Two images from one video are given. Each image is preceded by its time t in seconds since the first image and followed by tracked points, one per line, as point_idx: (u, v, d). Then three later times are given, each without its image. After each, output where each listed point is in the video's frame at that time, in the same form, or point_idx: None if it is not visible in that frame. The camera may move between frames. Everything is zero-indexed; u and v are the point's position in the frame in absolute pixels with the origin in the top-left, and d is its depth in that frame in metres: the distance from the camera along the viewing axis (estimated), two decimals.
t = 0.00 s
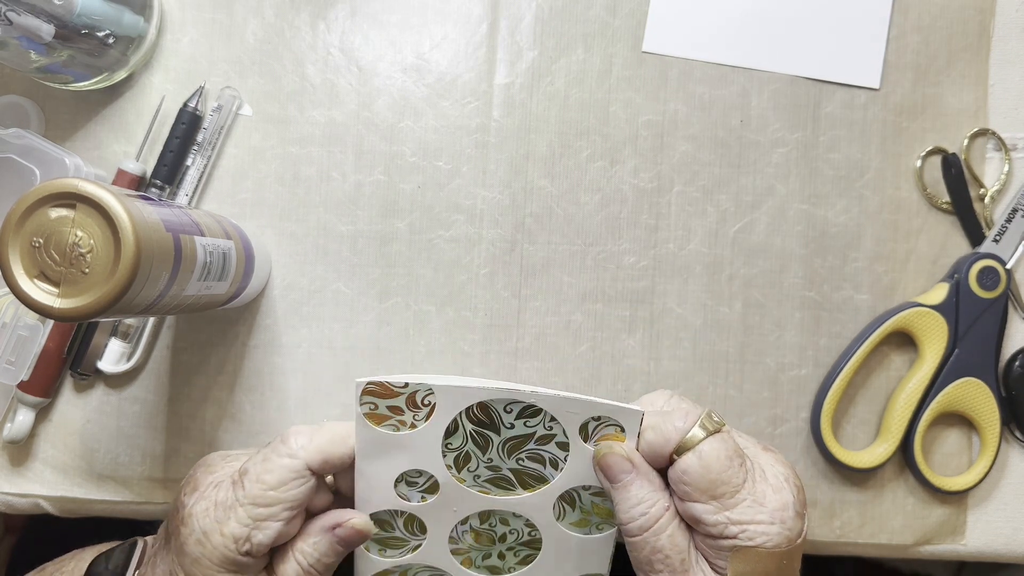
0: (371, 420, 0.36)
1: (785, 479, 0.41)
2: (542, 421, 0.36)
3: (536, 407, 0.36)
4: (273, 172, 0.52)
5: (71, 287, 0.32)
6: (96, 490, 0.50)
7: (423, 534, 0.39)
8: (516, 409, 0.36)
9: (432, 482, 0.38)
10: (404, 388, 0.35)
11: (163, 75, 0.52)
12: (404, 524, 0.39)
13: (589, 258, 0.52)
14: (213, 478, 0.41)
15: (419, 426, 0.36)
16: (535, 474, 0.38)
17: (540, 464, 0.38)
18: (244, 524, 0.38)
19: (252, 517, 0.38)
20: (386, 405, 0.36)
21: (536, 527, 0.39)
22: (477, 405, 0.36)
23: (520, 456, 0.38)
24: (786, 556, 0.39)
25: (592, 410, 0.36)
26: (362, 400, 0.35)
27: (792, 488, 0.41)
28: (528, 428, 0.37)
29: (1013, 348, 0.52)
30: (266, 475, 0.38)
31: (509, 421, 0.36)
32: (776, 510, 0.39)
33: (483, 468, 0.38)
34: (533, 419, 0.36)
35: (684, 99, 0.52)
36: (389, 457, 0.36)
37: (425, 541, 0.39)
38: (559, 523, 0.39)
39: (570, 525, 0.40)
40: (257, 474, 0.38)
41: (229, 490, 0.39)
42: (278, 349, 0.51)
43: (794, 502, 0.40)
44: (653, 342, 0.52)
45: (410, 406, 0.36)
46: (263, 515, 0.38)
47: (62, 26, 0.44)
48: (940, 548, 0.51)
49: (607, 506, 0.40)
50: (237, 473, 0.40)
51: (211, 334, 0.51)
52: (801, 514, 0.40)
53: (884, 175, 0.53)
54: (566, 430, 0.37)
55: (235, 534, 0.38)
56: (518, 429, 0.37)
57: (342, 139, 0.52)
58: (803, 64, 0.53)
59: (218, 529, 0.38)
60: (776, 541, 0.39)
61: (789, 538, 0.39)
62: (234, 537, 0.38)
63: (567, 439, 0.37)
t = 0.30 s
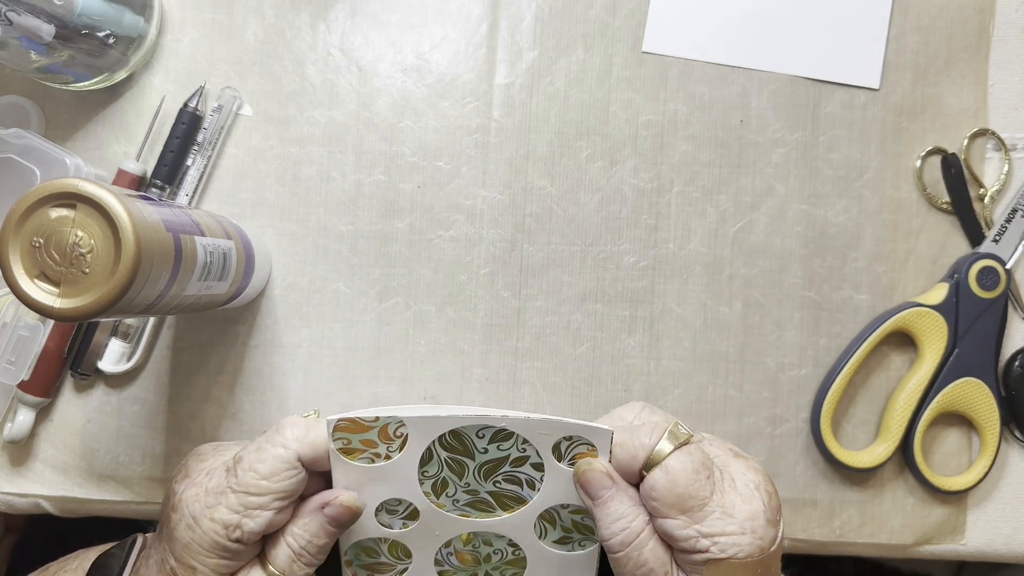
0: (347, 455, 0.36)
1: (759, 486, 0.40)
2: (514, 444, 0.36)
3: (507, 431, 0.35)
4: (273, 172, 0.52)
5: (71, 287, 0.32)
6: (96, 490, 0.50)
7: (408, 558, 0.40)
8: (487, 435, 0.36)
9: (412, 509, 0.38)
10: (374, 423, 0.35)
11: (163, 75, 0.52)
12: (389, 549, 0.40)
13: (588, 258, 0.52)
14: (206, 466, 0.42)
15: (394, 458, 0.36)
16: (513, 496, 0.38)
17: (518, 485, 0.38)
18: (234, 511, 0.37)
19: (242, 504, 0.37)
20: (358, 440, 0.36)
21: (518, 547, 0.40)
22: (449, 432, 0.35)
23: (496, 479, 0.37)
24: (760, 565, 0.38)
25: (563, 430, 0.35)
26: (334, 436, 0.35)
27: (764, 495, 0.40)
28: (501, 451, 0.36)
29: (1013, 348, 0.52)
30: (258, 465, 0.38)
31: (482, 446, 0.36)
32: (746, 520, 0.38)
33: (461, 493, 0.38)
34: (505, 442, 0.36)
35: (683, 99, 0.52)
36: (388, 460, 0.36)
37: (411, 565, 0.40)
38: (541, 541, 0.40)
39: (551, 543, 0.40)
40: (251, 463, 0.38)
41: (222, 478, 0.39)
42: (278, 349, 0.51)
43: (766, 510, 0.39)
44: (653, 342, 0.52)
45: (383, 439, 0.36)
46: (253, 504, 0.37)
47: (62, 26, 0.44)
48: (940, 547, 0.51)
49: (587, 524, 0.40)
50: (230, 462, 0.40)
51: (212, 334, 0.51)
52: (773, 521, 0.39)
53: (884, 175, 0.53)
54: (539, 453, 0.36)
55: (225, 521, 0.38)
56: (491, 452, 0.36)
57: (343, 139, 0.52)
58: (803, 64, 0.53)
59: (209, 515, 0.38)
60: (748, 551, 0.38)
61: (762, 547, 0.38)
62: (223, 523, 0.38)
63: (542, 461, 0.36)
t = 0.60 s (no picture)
0: (342, 462, 0.36)
1: (756, 481, 0.40)
2: (511, 450, 0.35)
3: (503, 438, 0.34)
4: (273, 172, 0.52)
5: (71, 287, 0.32)
6: (96, 490, 0.50)
7: (407, 559, 0.40)
8: (483, 442, 0.35)
9: (409, 512, 0.38)
10: (370, 432, 0.34)
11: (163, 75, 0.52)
12: (389, 550, 0.40)
13: (588, 258, 0.52)
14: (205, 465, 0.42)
15: (390, 463, 0.36)
16: (511, 501, 0.38)
17: (515, 491, 0.37)
18: (233, 511, 0.38)
19: (241, 504, 0.37)
20: (354, 447, 0.35)
21: (517, 551, 0.40)
22: (446, 439, 0.35)
23: (494, 484, 0.37)
24: (761, 560, 0.38)
25: (562, 437, 0.34)
26: (329, 445, 0.35)
27: (760, 490, 0.40)
28: (497, 457, 0.36)
29: (1013, 348, 0.52)
30: (258, 466, 0.38)
31: (479, 452, 0.35)
32: (746, 516, 0.39)
33: (459, 498, 0.38)
34: (501, 449, 0.35)
35: (684, 99, 0.52)
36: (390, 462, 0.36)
37: (411, 566, 0.40)
38: (540, 546, 0.39)
39: (551, 548, 0.40)
40: (252, 465, 0.38)
41: (221, 477, 0.39)
42: (278, 349, 0.51)
43: (764, 505, 0.39)
44: (653, 342, 0.52)
45: (379, 447, 0.35)
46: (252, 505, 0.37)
47: (62, 26, 0.44)
48: (940, 547, 0.51)
49: (585, 530, 0.39)
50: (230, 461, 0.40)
51: (212, 334, 0.51)
52: (772, 515, 0.40)
53: (884, 175, 0.53)
54: (536, 458, 0.36)
55: (224, 521, 0.38)
56: (488, 458, 0.36)
57: (343, 139, 0.52)
58: (803, 64, 0.53)
59: (208, 513, 0.38)
60: (749, 546, 0.38)
61: (762, 542, 0.38)
62: (223, 523, 0.38)
63: (539, 466, 0.36)
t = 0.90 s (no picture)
0: (343, 462, 0.36)
1: (755, 479, 0.41)
2: (511, 450, 0.35)
3: (504, 439, 0.34)
4: (273, 172, 0.52)
5: (71, 287, 0.32)
6: (96, 489, 0.50)
7: (409, 560, 0.40)
8: (483, 443, 0.35)
9: (410, 511, 0.38)
10: (370, 434, 0.34)
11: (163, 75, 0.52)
12: (390, 550, 0.40)
13: (588, 258, 0.52)
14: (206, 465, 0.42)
15: (391, 464, 0.36)
16: (512, 502, 0.38)
17: (516, 492, 0.37)
18: (235, 511, 0.38)
19: (243, 504, 0.37)
20: (355, 449, 0.35)
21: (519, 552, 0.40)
22: (446, 440, 0.35)
23: (494, 484, 0.37)
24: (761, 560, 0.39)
25: (562, 437, 0.34)
26: (330, 446, 0.35)
27: (760, 488, 0.41)
28: (497, 457, 0.36)
29: (1013, 348, 0.52)
30: (260, 467, 0.37)
31: (479, 453, 0.35)
32: (746, 514, 0.39)
33: (459, 498, 0.38)
34: (501, 449, 0.35)
35: (684, 99, 0.52)
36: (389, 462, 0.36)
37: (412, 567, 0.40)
38: (541, 548, 0.39)
39: (553, 550, 0.40)
40: (254, 466, 0.38)
41: (223, 478, 0.39)
42: (278, 349, 0.51)
43: (764, 504, 0.40)
44: (653, 342, 0.52)
45: (379, 448, 0.35)
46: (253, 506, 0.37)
47: (62, 26, 0.44)
48: (940, 548, 0.51)
49: (587, 531, 0.39)
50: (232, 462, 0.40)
51: (212, 334, 0.51)
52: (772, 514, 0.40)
53: (884, 175, 0.53)
54: (536, 458, 0.36)
55: (226, 521, 0.38)
56: (488, 458, 0.36)
57: (343, 140, 0.52)
58: (803, 64, 0.53)
59: (209, 514, 0.38)
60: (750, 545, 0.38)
61: (762, 539, 0.39)
62: (225, 523, 0.38)
63: (540, 466, 0.36)
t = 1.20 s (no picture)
0: (330, 444, 0.36)
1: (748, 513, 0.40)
2: (498, 449, 0.35)
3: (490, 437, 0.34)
4: (273, 172, 0.52)
5: (71, 287, 0.32)
6: (96, 490, 0.50)
7: (395, 532, 0.40)
8: (471, 440, 0.35)
9: (396, 492, 0.38)
10: (354, 418, 0.34)
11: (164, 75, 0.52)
12: (376, 522, 0.40)
13: (588, 258, 0.52)
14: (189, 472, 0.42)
15: (377, 450, 0.36)
16: (499, 493, 0.38)
17: (501, 485, 0.37)
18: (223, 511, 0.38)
19: (229, 501, 0.38)
20: (341, 432, 0.35)
21: (503, 536, 0.40)
22: (433, 433, 0.35)
23: (480, 477, 0.37)
24: None
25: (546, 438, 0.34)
26: (315, 427, 0.35)
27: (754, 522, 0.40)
28: (485, 454, 0.36)
29: (1013, 348, 0.52)
30: (237, 458, 0.37)
31: (466, 448, 0.35)
32: (741, 548, 0.38)
33: (445, 486, 0.38)
34: (489, 447, 0.35)
35: (684, 99, 0.52)
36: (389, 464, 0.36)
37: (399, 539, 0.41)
38: (526, 533, 0.40)
39: (537, 536, 0.40)
40: (230, 459, 0.38)
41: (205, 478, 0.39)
42: (277, 348, 0.51)
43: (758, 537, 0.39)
44: (653, 341, 0.52)
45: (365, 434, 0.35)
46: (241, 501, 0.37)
47: (62, 26, 0.45)
48: (940, 548, 0.51)
49: (572, 523, 0.40)
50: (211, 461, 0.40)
51: (212, 334, 0.51)
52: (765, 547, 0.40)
53: (884, 175, 0.53)
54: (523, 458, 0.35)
55: (216, 520, 0.38)
56: (474, 454, 0.36)
57: (343, 140, 0.52)
58: (803, 64, 0.53)
59: (199, 516, 0.38)
60: None
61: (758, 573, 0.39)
62: (215, 523, 0.38)
63: (526, 464, 0.36)
